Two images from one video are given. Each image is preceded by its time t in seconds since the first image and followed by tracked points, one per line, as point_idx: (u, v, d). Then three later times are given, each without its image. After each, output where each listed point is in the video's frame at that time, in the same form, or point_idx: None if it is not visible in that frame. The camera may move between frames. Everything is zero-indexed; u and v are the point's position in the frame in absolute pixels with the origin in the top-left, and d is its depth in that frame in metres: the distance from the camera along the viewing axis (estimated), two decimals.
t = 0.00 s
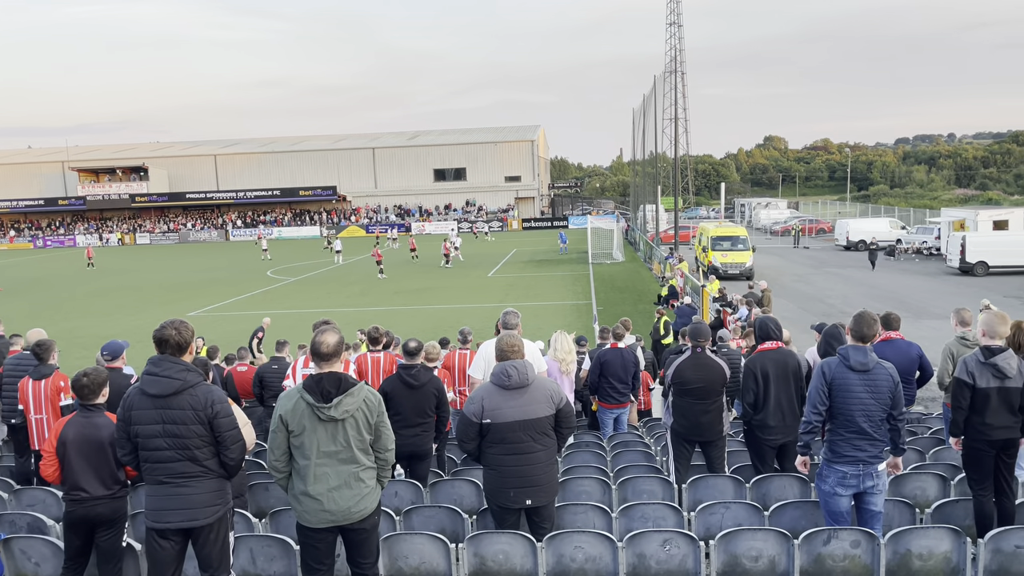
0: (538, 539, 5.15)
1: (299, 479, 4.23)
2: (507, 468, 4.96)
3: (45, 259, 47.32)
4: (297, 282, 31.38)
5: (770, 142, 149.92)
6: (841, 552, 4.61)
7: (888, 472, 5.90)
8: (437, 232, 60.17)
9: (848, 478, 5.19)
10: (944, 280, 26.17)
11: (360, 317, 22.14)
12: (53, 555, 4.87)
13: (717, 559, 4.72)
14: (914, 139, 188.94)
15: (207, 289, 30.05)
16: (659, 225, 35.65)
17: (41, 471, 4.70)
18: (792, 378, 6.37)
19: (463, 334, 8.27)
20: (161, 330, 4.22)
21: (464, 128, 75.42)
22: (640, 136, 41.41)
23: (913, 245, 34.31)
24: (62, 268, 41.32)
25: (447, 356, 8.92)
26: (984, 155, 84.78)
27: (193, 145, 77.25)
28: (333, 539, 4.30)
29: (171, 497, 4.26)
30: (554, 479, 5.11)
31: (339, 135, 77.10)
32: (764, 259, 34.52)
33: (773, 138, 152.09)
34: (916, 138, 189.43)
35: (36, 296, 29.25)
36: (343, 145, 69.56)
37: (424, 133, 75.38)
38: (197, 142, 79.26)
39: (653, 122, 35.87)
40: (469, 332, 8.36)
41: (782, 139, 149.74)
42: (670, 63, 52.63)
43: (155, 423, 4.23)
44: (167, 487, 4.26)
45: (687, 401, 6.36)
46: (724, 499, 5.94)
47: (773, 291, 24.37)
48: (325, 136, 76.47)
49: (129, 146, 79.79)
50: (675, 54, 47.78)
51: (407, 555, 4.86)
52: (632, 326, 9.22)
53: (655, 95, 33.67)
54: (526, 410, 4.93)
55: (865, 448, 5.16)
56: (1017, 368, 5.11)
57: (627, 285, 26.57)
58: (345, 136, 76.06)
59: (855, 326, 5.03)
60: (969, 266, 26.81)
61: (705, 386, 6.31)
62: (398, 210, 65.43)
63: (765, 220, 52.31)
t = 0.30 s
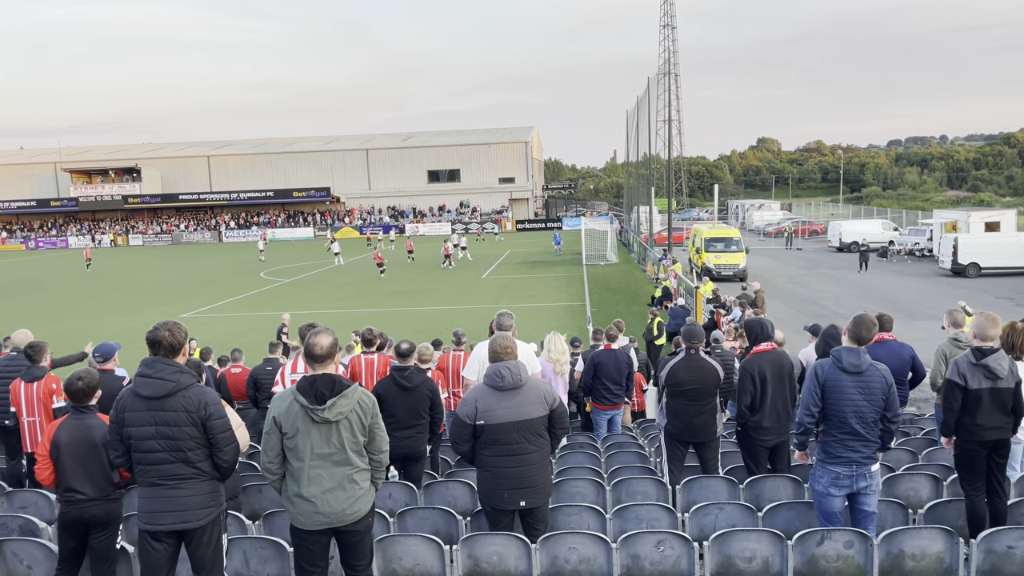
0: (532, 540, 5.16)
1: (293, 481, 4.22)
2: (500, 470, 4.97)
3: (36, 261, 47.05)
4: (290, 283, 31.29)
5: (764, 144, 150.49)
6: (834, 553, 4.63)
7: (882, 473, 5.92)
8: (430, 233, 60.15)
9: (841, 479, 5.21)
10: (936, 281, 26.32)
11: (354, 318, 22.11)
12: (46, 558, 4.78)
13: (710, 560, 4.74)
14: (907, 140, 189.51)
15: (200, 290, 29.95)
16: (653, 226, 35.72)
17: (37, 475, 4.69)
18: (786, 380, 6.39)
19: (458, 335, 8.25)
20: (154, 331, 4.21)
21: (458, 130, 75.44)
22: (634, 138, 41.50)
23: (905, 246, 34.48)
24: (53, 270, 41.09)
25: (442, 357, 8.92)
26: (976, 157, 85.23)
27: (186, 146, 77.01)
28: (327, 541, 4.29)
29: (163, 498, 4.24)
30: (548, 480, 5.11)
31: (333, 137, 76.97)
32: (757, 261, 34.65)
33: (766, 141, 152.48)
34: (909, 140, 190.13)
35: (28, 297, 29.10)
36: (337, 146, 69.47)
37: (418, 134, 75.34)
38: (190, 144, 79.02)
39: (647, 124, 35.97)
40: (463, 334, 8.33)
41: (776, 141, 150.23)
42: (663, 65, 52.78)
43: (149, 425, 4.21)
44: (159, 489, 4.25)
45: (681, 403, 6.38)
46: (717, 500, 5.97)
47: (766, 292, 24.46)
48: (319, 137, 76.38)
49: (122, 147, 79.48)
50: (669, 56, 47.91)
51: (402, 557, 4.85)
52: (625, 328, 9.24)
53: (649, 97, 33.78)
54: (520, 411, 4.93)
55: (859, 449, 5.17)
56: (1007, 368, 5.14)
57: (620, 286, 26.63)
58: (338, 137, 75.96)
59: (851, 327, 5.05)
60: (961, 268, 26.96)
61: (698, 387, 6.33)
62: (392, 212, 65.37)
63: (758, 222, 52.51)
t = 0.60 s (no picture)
0: (528, 540, 5.16)
1: (292, 482, 4.22)
2: (496, 470, 4.97)
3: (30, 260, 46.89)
4: (285, 283, 31.22)
5: (759, 145, 150.89)
6: (829, 554, 4.64)
7: (875, 474, 5.95)
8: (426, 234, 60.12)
9: (836, 479, 5.23)
10: (930, 282, 26.42)
11: (349, 318, 22.11)
12: (40, 558, 4.77)
13: (704, 560, 4.75)
14: (902, 142, 190.03)
15: (195, 290, 29.88)
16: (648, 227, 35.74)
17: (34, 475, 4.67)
18: (782, 380, 6.41)
19: (453, 335, 8.25)
20: (149, 331, 4.20)
21: (454, 130, 75.45)
22: (629, 139, 41.58)
23: (900, 248, 34.62)
24: (47, 269, 40.95)
25: (437, 358, 8.93)
26: (970, 159, 85.55)
27: (182, 145, 76.86)
28: (324, 541, 4.29)
29: (158, 499, 4.24)
30: (543, 481, 5.11)
31: (328, 137, 76.87)
32: (752, 262, 34.73)
33: (762, 142, 152.78)
34: (903, 142, 190.71)
35: (21, 297, 28.99)
36: (333, 146, 69.40)
37: (414, 135, 75.31)
38: (186, 143, 78.84)
39: (643, 125, 36.00)
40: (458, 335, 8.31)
41: (771, 142, 150.64)
42: (659, 66, 52.87)
43: (143, 425, 4.21)
44: (153, 489, 4.24)
45: (676, 403, 6.39)
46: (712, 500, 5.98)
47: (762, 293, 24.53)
48: (314, 137, 76.30)
49: (117, 146, 79.27)
50: (665, 57, 47.98)
51: (396, 557, 4.85)
52: (619, 329, 9.24)
53: (645, 98, 33.84)
54: (516, 412, 4.94)
55: (854, 450, 5.18)
56: (1000, 368, 5.17)
57: (616, 287, 26.67)
58: (334, 137, 75.89)
59: (846, 329, 5.07)
60: (955, 269, 27.07)
61: (693, 388, 6.34)
62: (388, 212, 65.34)
63: (753, 223, 52.63)
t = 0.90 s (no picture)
0: (523, 540, 5.16)
1: (295, 481, 4.22)
2: (493, 469, 4.96)
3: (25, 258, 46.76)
4: (282, 282, 31.18)
5: (756, 145, 151.17)
6: (823, 554, 4.65)
7: (870, 475, 5.96)
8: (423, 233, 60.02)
9: (831, 480, 5.24)
10: (926, 283, 26.48)
11: (346, 317, 22.10)
12: (33, 557, 4.76)
13: (699, 560, 4.75)
14: (898, 144, 190.29)
15: (191, 289, 29.83)
16: (645, 228, 35.79)
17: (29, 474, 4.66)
18: (776, 380, 6.45)
19: (449, 335, 8.24)
20: (144, 330, 4.19)
21: (451, 130, 75.42)
22: (627, 139, 41.62)
23: (896, 249, 34.70)
24: (43, 267, 40.86)
25: (433, 358, 8.93)
26: (967, 161, 85.71)
27: (178, 143, 76.70)
28: (325, 540, 4.29)
29: (153, 497, 4.22)
30: (540, 481, 5.11)
31: (325, 135, 76.78)
32: (748, 262, 34.79)
33: (759, 142, 152.88)
34: (900, 144, 190.97)
35: (16, 294, 28.90)
36: (330, 145, 69.30)
37: (411, 134, 75.25)
38: (182, 141, 78.66)
39: (640, 125, 35.98)
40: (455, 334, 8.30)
41: (768, 143, 150.96)
42: (656, 66, 52.90)
43: (138, 424, 4.20)
44: (148, 488, 4.23)
45: (670, 403, 6.40)
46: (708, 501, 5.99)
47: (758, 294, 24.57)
48: (312, 136, 76.22)
49: (114, 144, 79.09)
50: (662, 57, 48.03)
51: (391, 557, 4.84)
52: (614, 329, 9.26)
53: (642, 98, 33.87)
54: (515, 411, 4.93)
55: (849, 450, 5.19)
56: (993, 369, 5.19)
57: (613, 287, 26.69)
58: (331, 136, 75.80)
59: (840, 330, 5.08)
60: (950, 270, 27.10)
61: (687, 388, 6.35)
62: (384, 212, 65.30)
63: (750, 224, 52.69)
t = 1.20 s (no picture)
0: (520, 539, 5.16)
1: (294, 477, 4.22)
2: (491, 467, 4.97)
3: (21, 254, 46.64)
4: (280, 280, 31.16)
5: (755, 147, 151.35)
6: (819, 555, 4.66)
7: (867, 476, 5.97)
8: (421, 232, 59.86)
9: (829, 480, 5.24)
10: (923, 285, 26.51)
11: (343, 316, 22.08)
12: (29, 554, 4.76)
13: (695, 561, 4.76)
14: (896, 147, 190.51)
15: (189, 286, 29.79)
16: (643, 228, 35.80)
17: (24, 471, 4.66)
18: (771, 380, 6.48)
19: (446, 335, 8.24)
20: (142, 326, 4.19)
21: (450, 129, 75.38)
22: (625, 140, 41.64)
23: (893, 251, 34.76)
24: (41, 263, 40.79)
25: (431, 356, 8.95)
26: (965, 163, 85.82)
27: (176, 140, 76.55)
28: (322, 538, 4.29)
29: (150, 494, 4.22)
30: (538, 480, 5.11)
31: (324, 133, 76.68)
32: (746, 263, 34.81)
33: (757, 143, 152.90)
34: (898, 146, 191.18)
35: (13, 291, 28.84)
36: (329, 143, 69.21)
37: (410, 133, 75.20)
38: (180, 139, 78.52)
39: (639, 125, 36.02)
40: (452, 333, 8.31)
41: (766, 144, 151.17)
42: (655, 67, 52.91)
43: (136, 421, 4.19)
44: (145, 484, 4.22)
45: (667, 403, 6.41)
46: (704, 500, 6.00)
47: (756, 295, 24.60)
48: (310, 134, 76.14)
49: (112, 141, 78.93)
50: (661, 58, 48.01)
51: (387, 555, 4.83)
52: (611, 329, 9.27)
53: (641, 98, 33.89)
54: (515, 410, 4.94)
55: (846, 450, 5.20)
56: (990, 372, 5.20)
57: (610, 287, 26.71)
58: (330, 134, 75.72)
59: (835, 330, 5.10)
60: (948, 273, 27.11)
61: (684, 388, 6.35)
62: (383, 210, 65.26)
63: (748, 225, 52.71)
